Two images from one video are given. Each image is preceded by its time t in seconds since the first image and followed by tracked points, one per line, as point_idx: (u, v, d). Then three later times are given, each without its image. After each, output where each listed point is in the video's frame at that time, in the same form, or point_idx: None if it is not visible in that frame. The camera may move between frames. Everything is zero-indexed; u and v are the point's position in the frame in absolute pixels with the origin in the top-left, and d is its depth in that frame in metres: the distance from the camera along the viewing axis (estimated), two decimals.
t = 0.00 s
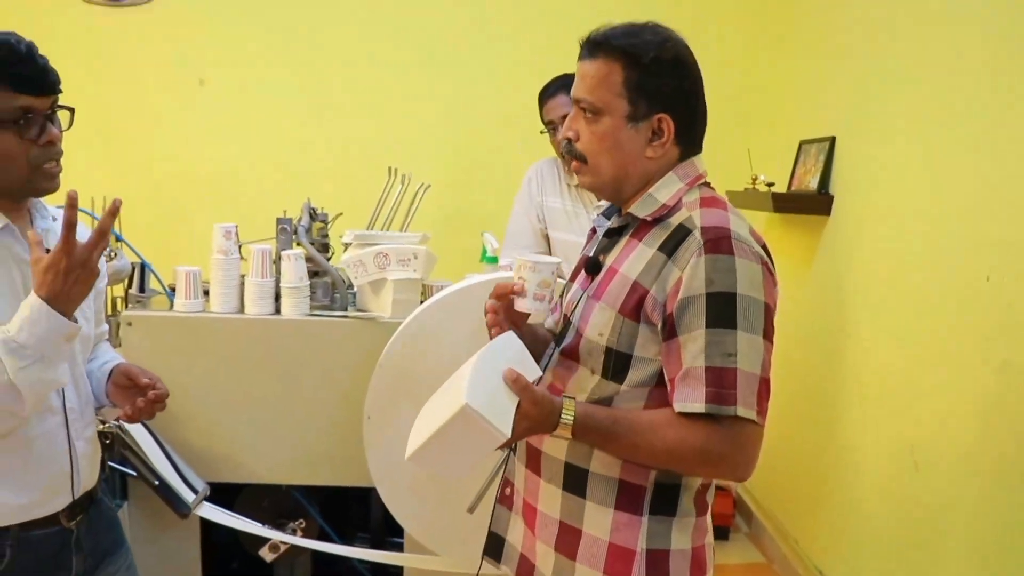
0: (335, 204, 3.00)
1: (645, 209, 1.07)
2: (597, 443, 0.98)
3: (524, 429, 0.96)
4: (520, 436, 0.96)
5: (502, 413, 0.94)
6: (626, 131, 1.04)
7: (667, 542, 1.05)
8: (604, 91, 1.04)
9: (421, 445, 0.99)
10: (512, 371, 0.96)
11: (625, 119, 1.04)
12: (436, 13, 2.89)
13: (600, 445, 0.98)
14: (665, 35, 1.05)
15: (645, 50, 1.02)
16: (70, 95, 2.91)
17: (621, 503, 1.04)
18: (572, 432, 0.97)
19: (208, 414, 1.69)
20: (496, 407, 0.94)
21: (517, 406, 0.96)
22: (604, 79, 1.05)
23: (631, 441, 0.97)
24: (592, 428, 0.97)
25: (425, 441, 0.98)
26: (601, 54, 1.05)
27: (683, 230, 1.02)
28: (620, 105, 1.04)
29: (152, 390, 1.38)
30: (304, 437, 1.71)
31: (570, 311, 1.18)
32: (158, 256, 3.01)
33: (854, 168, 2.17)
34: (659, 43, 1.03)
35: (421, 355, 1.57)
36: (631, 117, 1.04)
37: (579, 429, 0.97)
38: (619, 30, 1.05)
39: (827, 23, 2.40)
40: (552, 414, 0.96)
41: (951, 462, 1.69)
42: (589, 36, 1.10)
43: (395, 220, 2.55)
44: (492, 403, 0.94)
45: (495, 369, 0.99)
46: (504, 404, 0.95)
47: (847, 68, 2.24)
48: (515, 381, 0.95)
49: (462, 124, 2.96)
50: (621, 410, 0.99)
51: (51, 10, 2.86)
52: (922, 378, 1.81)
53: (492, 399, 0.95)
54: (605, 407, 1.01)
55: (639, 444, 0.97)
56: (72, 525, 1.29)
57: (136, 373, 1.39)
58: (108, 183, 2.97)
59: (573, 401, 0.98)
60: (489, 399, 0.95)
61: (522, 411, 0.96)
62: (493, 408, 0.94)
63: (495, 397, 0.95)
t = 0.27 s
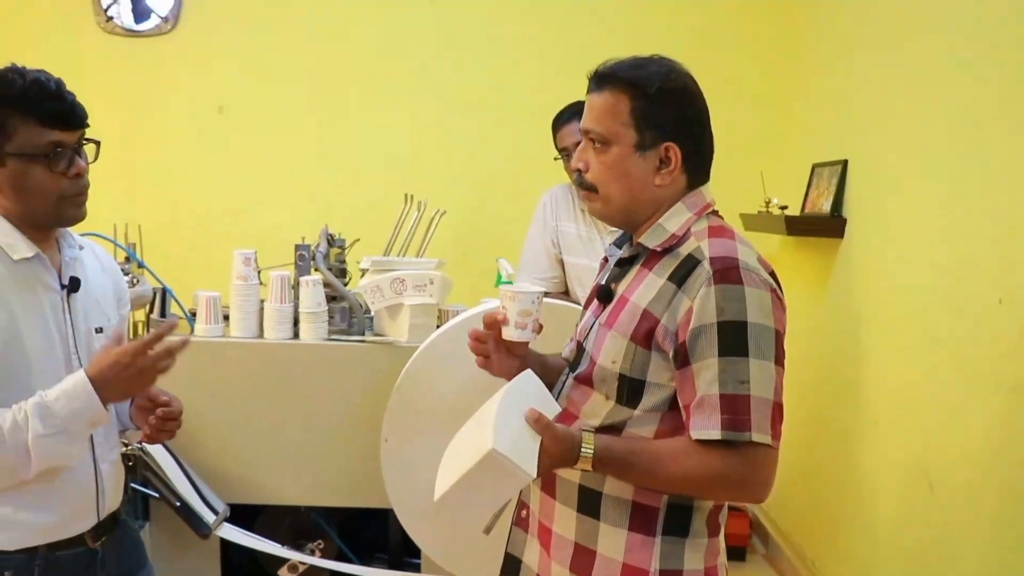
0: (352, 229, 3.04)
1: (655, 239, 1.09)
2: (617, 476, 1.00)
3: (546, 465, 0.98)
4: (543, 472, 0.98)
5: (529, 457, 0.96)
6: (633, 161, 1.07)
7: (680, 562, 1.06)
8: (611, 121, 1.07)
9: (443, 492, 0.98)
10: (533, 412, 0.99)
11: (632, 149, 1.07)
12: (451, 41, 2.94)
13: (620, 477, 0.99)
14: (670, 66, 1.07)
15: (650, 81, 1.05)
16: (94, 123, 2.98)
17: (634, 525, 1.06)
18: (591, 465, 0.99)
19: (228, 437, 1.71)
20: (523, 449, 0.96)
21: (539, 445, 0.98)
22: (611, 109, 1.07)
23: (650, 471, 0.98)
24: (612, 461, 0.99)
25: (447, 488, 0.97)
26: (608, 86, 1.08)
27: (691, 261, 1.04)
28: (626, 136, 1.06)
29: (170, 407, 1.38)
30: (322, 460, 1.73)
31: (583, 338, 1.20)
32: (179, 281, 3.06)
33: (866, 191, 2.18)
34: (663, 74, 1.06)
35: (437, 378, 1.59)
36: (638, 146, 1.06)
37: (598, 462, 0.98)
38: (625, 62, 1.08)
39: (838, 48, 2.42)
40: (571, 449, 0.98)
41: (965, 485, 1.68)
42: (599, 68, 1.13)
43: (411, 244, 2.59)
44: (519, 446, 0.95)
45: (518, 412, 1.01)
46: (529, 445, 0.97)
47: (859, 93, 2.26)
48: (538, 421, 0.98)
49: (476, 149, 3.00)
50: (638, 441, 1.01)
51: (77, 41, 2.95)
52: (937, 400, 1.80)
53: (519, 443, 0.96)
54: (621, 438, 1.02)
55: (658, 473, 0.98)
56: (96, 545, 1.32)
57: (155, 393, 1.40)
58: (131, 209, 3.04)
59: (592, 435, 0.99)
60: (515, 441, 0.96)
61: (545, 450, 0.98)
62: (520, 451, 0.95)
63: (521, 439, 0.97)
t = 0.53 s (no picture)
0: (372, 224, 3.06)
1: (672, 233, 1.09)
2: (650, 480, 1.00)
3: (577, 483, 0.99)
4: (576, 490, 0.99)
5: (557, 487, 0.95)
6: (650, 149, 1.07)
7: (696, 553, 1.06)
8: (629, 109, 1.07)
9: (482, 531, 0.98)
10: (558, 437, 0.99)
11: (650, 137, 1.06)
12: (470, 36, 2.95)
13: (653, 481, 0.99)
14: (689, 57, 1.07)
15: (668, 70, 1.05)
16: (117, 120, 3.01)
17: (652, 516, 1.06)
18: (623, 472, 0.99)
19: (250, 430, 1.73)
20: (553, 477, 0.96)
21: (568, 466, 0.98)
22: (629, 99, 1.07)
23: (683, 472, 0.98)
24: (643, 467, 0.99)
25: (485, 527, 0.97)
26: (627, 74, 1.08)
27: (709, 256, 1.03)
28: (644, 123, 1.06)
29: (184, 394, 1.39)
30: (342, 452, 1.75)
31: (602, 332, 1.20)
32: (201, 276, 3.09)
33: (888, 185, 2.16)
34: (682, 64, 1.06)
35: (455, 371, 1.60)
36: (656, 134, 1.06)
37: (629, 469, 0.99)
38: (645, 52, 1.08)
39: (860, 40, 2.40)
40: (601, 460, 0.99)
41: (988, 482, 1.66)
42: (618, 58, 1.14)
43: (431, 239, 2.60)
44: (550, 478, 0.95)
45: (543, 439, 1.01)
46: (560, 472, 0.97)
47: (881, 85, 2.24)
48: (564, 445, 0.98)
49: (494, 143, 3.00)
50: (666, 442, 1.01)
51: (100, 39, 2.98)
52: (959, 397, 1.78)
53: (549, 474, 0.96)
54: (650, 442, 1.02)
55: (690, 472, 0.98)
56: (121, 534, 1.35)
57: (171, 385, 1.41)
58: (154, 205, 3.07)
59: (621, 446, 1.00)
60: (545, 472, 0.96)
61: (574, 469, 0.98)
62: (551, 482, 0.94)
63: (550, 468, 0.97)
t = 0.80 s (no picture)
0: (385, 224, 3.07)
1: (683, 233, 1.09)
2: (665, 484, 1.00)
3: (592, 489, 0.99)
4: (591, 495, 0.99)
5: (568, 493, 0.95)
6: (659, 151, 1.07)
7: (708, 551, 1.06)
8: (637, 112, 1.07)
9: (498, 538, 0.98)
10: (569, 445, 1.00)
11: (658, 139, 1.06)
12: (482, 36, 2.95)
13: (668, 485, 1.00)
14: (697, 57, 1.07)
15: (675, 71, 1.05)
16: (133, 120, 3.04)
17: (664, 515, 1.06)
18: (638, 477, 0.99)
19: (263, 428, 1.74)
20: (563, 484, 0.96)
21: (581, 473, 0.99)
22: (637, 101, 1.07)
23: (698, 475, 0.99)
24: (658, 472, 0.99)
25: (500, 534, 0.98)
26: (634, 77, 1.08)
27: (719, 256, 1.03)
28: (652, 126, 1.06)
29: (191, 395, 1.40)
30: (354, 451, 1.75)
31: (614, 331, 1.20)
32: (216, 276, 3.11)
33: (902, 185, 2.15)
34: (690, 65, 1.05)
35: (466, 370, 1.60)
36: (664, 136, 1.06)
37: (644, 475, 0.99)
38: (652, 53, 1.08)
39: (874, 39, 2.38)
40: (615, 465, 0.99)
41: (999, 484, 1.65)
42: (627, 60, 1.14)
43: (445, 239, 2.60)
44: (560, 484, 0.96)
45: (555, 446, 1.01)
46: (571, 478, 0.97)
47: (895, 84, 2.23)
48: (575, 452, 0.99)
49: (506, 143, 3.00)
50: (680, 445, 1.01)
51: (116, 39, 3.00)
52: (972, 398, 1.77)
53: (560, 480, 0.96)
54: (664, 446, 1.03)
55: (704, 475, 0.98)
56: (132, 532, 1.36)
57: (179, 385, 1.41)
58: (169, 205, 3.09)
59: (635, 449, 1.00)
60: (555, 478, 0.97)
61: (587, 475, 0.98)
62: (561, 487, 0.95)
63: (561, 474, 0.97)
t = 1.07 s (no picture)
0: (399, 226, 3.07)
1: (699, 233, 1.08)
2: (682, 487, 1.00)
3: (609, 493, 0.99)
4: (607, 500, 0.99)
5: (584, 501, 0.95)
6: (673, 148, 1.07)
7: (725, 552, 1.06)
8: (650, 111, 1.07)
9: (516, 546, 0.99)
10: (584, 451, 0.99)
11: (672, 137, 1.06)
12: (493, 38, 2.96)
13: (686, 488, 1.00)
14: (710, 56, 1.06)
15: (688, 69, 1.05)
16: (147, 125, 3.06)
17: (682, 516, 1.06)
18: (655, 480, 0.99)
19: (279, 431, 1.75)
20: (578, 491, 0.96)
21: (597, 479, 0.98)
22: (650, 100, 1.07)
23: (715, 478, 0.98)
24: (675, 475, 0.99)
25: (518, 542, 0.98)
26: (647, 76, 1.08)
27: (735, 256, 1.03)
28: (666, 124, 1.06)
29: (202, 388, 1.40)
30: (370, 452, 1.76)
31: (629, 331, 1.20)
32: (231, 279, 3.13)
33: (917, 183, 2.14)
34: (702, 64, 1.05)
35: (481, 372, 1.61)
36: (678, 134, 1.06)
37: (661, 478, 0.99)
38: (665, 53, 1.08)
39: (887, 36, 2.37)
40: (632, 468, 0.99)
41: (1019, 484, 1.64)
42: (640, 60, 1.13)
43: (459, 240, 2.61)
44: (576, 491, 0.95)
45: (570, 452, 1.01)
46: (585, 484, 0.97)
47: (909, 81, 2.21)
48: (590, 459, 0.98)
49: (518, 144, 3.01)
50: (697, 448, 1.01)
51: (130, 45, 3.02)
52: (990, 397, 1.76)
53: (575, 487, 0.96)
54: (682, 448, 1.02)
55: (721, 477, 0.98)
56: (150, 533, 1.36)
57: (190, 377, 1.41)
58: (184, 209, 3.10)
59: (652, 453, 1.00)
60: (570, 486, 0.96)
61: (603, 480, 0.98)
62: (576, 495, 0.95)
63: (576, 481, 0.97)
